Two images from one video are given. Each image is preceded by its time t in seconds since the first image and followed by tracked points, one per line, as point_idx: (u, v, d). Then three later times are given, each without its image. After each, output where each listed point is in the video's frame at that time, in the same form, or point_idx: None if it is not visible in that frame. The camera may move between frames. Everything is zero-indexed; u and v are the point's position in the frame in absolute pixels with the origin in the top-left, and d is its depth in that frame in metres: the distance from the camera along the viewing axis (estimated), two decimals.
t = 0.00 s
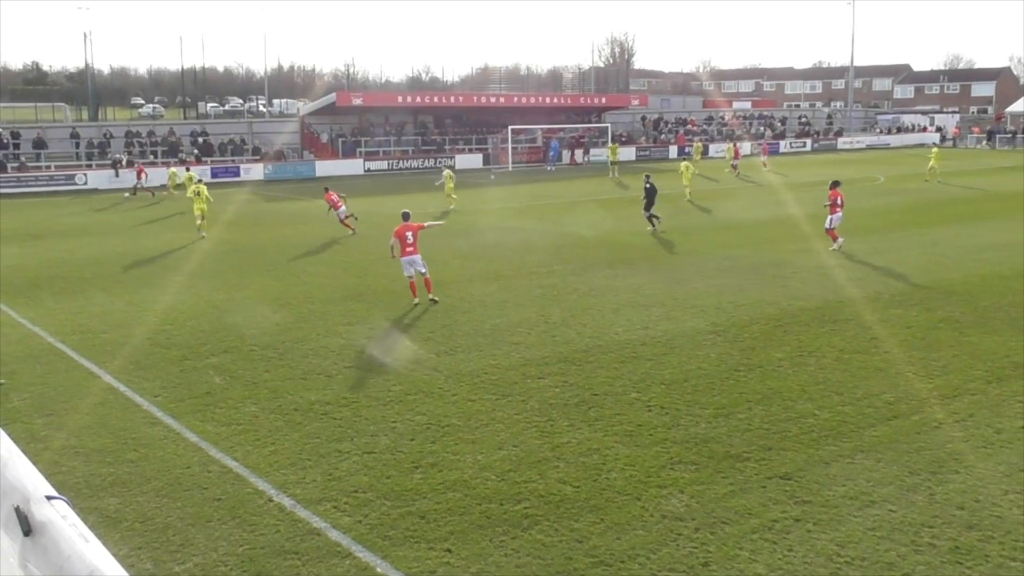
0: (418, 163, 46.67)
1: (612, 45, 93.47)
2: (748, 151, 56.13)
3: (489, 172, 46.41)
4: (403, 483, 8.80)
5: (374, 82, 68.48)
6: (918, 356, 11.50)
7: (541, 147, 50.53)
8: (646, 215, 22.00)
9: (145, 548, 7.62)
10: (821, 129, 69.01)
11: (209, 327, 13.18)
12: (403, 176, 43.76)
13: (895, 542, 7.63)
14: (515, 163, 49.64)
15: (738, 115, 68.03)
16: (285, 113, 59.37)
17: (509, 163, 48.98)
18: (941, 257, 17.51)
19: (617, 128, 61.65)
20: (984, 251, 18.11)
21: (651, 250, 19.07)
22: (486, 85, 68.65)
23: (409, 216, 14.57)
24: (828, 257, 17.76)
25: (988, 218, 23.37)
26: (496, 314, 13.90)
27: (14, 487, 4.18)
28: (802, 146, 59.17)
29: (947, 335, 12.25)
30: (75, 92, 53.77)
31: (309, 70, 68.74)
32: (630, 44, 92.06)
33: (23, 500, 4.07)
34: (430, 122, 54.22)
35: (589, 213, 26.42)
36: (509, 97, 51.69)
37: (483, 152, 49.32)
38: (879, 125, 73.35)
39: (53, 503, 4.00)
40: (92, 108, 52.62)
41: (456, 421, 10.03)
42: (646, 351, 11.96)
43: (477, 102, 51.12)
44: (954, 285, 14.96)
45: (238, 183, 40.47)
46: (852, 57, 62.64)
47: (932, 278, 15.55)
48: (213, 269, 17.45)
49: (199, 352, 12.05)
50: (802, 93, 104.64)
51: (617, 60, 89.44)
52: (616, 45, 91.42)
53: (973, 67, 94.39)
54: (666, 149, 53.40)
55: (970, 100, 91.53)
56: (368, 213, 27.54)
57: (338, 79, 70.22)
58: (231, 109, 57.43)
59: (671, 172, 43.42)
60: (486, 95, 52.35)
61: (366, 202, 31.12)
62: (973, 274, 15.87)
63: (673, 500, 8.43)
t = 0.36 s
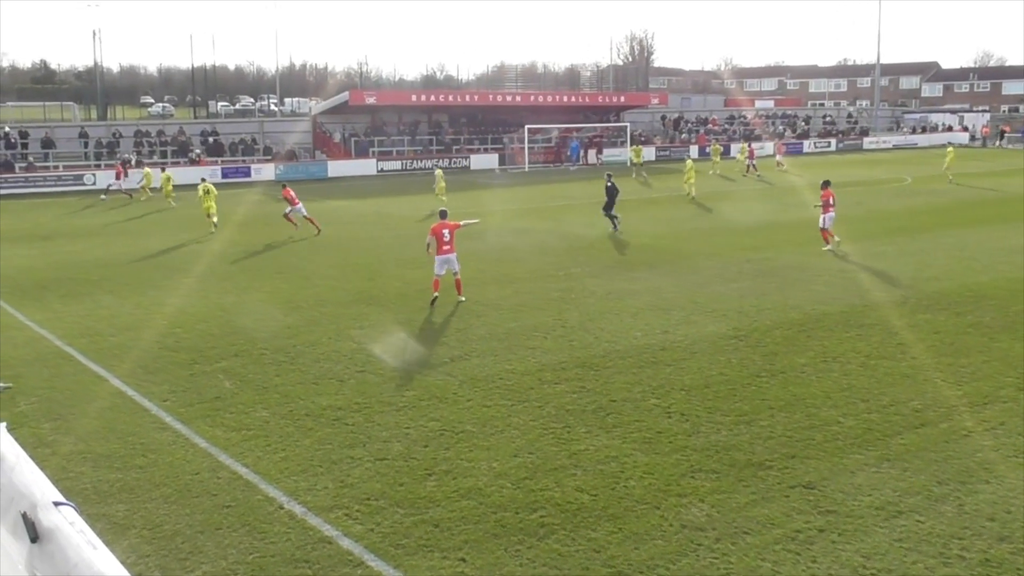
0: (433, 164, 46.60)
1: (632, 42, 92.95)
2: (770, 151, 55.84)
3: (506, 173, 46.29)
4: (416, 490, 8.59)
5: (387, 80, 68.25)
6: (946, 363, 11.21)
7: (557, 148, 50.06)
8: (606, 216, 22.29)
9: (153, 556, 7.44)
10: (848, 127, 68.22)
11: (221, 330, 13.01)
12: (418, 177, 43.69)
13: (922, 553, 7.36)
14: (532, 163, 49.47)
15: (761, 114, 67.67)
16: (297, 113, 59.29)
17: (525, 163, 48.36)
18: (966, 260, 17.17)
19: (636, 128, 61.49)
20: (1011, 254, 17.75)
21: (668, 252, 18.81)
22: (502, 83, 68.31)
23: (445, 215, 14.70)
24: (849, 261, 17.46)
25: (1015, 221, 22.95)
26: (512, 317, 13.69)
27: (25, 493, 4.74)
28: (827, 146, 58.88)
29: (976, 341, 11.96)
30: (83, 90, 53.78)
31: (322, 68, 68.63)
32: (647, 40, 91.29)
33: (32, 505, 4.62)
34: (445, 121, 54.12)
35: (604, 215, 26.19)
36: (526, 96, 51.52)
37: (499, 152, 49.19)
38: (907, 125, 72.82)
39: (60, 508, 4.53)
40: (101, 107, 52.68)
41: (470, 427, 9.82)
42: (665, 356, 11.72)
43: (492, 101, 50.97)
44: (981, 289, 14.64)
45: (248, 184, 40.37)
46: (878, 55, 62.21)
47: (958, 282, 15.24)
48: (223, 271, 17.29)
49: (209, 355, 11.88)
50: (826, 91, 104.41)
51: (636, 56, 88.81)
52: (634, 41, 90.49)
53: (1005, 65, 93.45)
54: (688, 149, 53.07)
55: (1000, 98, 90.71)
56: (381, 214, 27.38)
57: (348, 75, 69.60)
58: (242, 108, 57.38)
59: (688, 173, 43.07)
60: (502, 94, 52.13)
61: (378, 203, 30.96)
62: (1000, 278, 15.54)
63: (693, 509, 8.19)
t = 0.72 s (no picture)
0: (443, 164, 46.48)
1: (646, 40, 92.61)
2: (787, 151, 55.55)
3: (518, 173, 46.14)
4: (425, 499, 8.37)
5: (396, 78, 67.99)
6: (968, 369, 10.95)
7: (578, 150, 49.93)
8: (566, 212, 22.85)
9: (153, 566, 7.23)
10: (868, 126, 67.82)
11: (226, 333, 12.83)
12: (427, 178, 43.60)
13: (945, 565, 7.11)
14: (545, 163, 49.30)
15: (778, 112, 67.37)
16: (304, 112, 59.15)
17: (536, 163, 48.33)
18: (986, 263, 16.89)
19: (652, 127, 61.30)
20: None
21: (680, 255, 18.57)
22: (514, 82, 68.08)
23: (462, 213, 14.65)
24: (867, 263, 17.20)
25: None
26: (523, 321, 13.48)
27: (24, 500, 4.16)
28: (847, 146, 58.59)
29: (999, 347, 11.70)
30: (86, 89, 53.64)
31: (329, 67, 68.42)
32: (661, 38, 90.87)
33: (34, 512, 4.07)
34: (455, 121, 54.00)
35: (615, 216, 25.96)
36: (537, 95, 51.37)
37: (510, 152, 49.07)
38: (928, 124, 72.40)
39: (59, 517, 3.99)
40: (104, 106, 52.58)
41: (481, 434, 9.60)
42: (680, 362, 11.49)
43: (503, 100, 50.83)
44: (1003, 293, 14.36)
45: (253, 184, 40.22)
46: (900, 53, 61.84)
47: (979, 285, 14.97)
48: (228, 273, 17.11)
49: (213, 360, 11.69)
50: (845, 89, 104.16)
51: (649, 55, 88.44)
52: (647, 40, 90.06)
53: None
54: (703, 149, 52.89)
55: None
56: (390, 215, 27.22)
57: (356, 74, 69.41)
58: (248, 107, 57.29)
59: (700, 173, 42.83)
60: (513, 92, 52.05)
61: (387, 205, 30.79)
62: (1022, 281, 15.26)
63: (709, 518, 7.96)
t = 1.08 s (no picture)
0: (444, 165, 46.33)
1: (654, 38, 92.26)
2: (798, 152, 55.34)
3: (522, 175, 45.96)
4: (426, 508, 8.14)
5: (396, 78, 67.72)
6: (983, 376, 10.72)
7: (582, 150, 49.30)
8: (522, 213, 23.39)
9: None
10: (877, 126, 67.54)
11: (223, 339, 12.62)
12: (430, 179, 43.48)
13: None
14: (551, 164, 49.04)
15: (789, 112, 67.09)
16: (301, 112, 58.93)
17: (540, 165, 48.24)
18: (1000, 267, 16.64)
19: (659, 126, 61.08)
20: None
21: (686, 259, 18.36)
22: (516, 81, 67.80)
23: (458, 214, 14.49)
24: (877, 267, 16.98)
25: None
26: (527, 327, 13.25)
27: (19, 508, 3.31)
28: (858, 147, 58.45)
29: (1016, 354, 11.47)
30: (80, 89, 53.35)
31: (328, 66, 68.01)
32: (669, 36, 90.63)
33: (27, 521, 3.24)
34: (456, 120, 53.76)
35: (620, 218, 25.74)
36: (541, 94, 51.11)
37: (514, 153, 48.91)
38: (942, 124, 72.13)
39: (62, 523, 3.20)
40: (98, 106, 52.38)
41: (483, 442, 9.38)
42: (687, 368, 11.26)
43: (507, 99, 50.59)
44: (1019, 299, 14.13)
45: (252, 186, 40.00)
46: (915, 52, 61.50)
47: (993, 291, 14.74)
48: (226, 277, 16.88)
49: (210, 366, 11.46)
50: (857, 88, 103.98)
51: (656, 53, 88.14)
52: (655, 38, 89.70)
53: None
54: (712, 150, 52.71)
55: None
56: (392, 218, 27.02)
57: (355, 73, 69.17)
58: (246, 107, 57.11)
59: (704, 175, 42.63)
60: (516, 92, 51.80)
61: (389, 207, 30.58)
62: None
63: (718, 529, 7.73)
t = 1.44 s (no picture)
0: (463, 167, 46.17)
1: (678, 38, 91.65)
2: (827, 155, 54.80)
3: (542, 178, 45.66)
4: (445, 519, 7.93)
5: (416, 79, 67.61)
6: (1021, 389, 10.39)
7: (604, 152, 48.77)
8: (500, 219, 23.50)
9: None
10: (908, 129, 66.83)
11: (239, 344, 12.48)
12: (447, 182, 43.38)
13: None
14: (574, 168, 48.34)
15: (819, 114, 66.45)
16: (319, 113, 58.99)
17: (562, 168, 47.69)
18: None
19: (683, 129, 60.79)
20: None
21: (708, 264, 18.10)
22: (540, 81, 67.57)
23: (467, 219, 14.39)
24: (907, 274, 16.62)
25: None
26: (549, 334, 13.03)
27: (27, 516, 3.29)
28: (890, 150, 57.79)
29: None
30: (94, 89, 53.36)
31: (345, 67, 67.71)
32: (694, 36, 90.07)
33: (39, 530, 3.24)
34: (477, 121, 53.55)
35: (641, 223, 25.48)
36: (563, 95, 50.76)
37: (535, 155, 48.65)
38: (976, 126, 71.21)
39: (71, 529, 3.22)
40: (111, 107, 52.39)
41: (504, 452, 9.17)
42: (714, 377, 11.01)
43: (528, 100, 50.26)
44: None
45: (267, 189, 40.01)
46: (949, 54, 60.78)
47: None
48: (242, 282, 16.76)
49: (225, 372, 11.31)
50: (889, 89, 102.83)
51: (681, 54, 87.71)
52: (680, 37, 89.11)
53: None
54: (739, 153, 52.41)
55: None
56: (411, 222, 26.88)
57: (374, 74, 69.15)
58: (260, 108, 57.08)
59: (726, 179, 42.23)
60: (538, 93, 51.49)
61: (407, 211, 30.44)
62: None
63: (744, 542, 7.48)
